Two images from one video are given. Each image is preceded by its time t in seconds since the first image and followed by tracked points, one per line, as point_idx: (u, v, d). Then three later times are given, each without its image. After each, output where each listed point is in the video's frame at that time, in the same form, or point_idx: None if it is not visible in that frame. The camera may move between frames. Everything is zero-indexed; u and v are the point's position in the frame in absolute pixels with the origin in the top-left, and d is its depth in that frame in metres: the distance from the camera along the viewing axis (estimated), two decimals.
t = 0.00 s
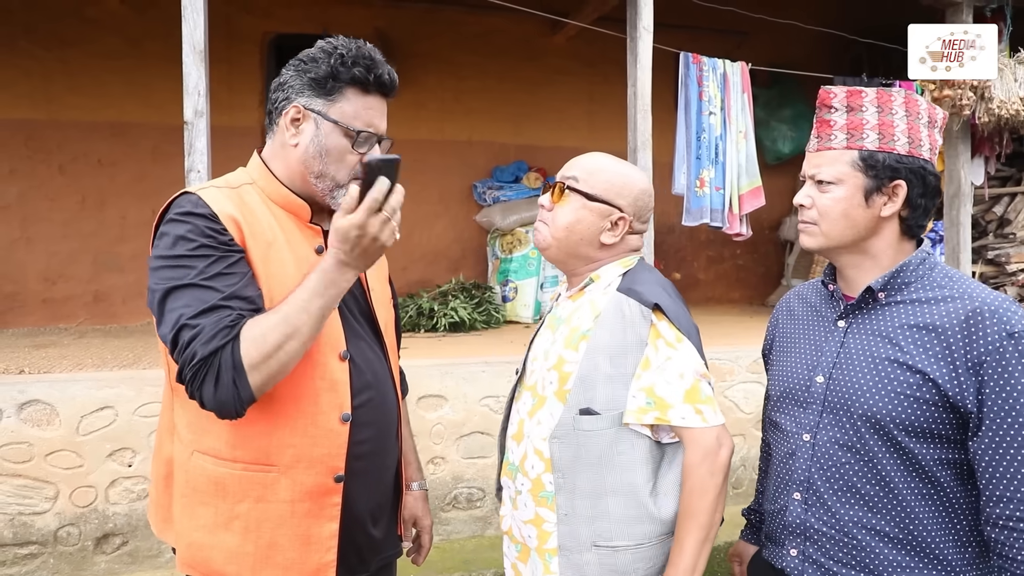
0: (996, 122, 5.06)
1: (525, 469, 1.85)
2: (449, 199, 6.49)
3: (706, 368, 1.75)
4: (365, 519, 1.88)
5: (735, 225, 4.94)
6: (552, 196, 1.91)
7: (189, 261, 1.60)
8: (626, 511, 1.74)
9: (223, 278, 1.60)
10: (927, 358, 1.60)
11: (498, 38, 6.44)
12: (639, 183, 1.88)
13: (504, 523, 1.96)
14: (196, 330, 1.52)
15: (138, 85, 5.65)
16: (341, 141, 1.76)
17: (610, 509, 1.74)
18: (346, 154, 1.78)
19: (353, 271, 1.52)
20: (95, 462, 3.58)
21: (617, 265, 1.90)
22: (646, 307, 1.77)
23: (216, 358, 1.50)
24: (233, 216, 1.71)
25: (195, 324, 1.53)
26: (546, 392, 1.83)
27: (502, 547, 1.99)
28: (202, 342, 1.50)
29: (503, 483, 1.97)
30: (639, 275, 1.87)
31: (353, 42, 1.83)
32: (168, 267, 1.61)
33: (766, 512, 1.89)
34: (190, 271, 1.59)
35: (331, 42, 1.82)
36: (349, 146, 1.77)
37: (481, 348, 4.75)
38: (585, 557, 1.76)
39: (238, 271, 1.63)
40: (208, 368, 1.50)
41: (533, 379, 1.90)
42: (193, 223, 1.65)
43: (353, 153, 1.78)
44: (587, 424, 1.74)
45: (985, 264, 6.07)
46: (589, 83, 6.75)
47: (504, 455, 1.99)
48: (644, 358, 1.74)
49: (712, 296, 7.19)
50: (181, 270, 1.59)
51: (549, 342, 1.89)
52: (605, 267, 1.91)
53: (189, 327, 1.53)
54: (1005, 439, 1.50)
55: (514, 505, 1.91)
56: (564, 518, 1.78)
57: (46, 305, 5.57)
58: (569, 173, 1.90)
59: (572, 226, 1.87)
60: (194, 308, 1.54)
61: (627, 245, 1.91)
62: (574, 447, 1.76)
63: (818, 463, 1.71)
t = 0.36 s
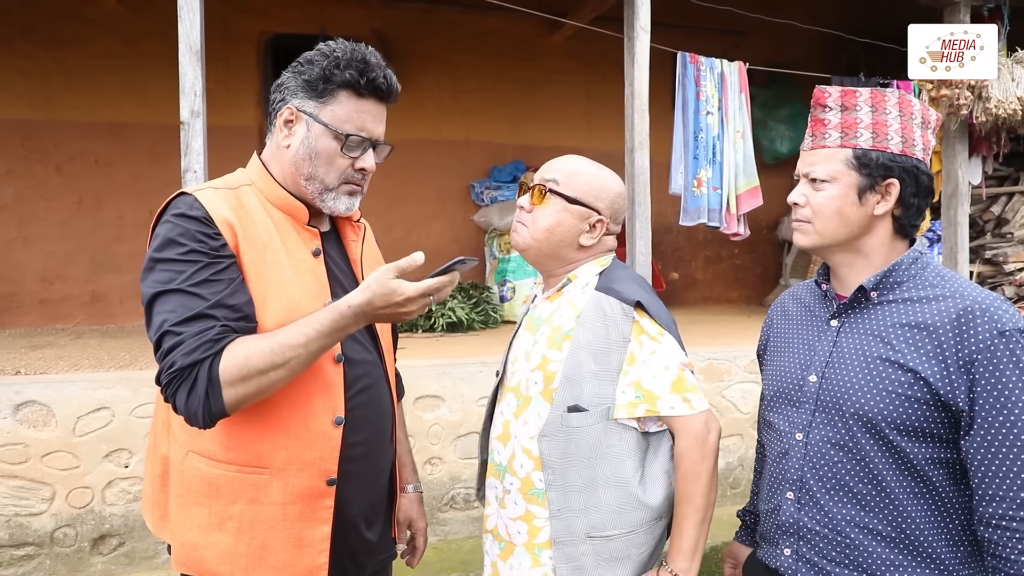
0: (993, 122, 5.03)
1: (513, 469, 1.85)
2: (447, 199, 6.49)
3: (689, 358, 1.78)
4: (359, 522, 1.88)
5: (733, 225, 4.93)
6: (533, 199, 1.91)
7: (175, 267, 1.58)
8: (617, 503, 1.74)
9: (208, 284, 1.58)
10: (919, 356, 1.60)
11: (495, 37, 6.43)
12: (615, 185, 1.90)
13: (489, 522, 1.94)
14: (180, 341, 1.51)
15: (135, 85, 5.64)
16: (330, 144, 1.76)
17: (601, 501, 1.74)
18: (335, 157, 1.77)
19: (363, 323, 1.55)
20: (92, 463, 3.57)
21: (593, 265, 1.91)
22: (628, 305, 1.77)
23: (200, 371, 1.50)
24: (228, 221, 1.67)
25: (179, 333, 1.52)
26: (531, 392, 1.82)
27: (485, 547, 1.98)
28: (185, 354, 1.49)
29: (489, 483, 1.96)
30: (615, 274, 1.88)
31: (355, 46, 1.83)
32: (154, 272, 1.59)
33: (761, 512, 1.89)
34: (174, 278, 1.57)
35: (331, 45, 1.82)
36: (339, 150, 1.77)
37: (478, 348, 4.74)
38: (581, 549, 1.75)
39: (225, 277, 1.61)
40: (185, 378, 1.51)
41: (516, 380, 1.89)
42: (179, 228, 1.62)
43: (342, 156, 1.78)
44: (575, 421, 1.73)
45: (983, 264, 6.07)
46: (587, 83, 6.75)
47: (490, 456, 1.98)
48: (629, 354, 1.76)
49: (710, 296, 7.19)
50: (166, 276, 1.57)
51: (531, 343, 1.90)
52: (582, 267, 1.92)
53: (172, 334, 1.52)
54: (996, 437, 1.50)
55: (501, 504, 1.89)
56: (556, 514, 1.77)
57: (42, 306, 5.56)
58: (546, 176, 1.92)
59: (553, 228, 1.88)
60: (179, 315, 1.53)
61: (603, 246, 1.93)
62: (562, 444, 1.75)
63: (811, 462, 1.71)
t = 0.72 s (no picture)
0: (993, 121, 5.03)
1: (507, 474, 1.83)
2: (445, 198, 6.48)
3: (691, 363, 1.77)
4: (356, 522, 1.87)
5: (731, 224, 4.91)
6: (530, 196, 1.91)
7: (175, 266, 1.56)
8: (615, 513, 1.73)
9: (209, 285, 1.56)
10: (916, 356, 1.59)
11: (493, 36, 6.42)
12: (617, 182, 1.88)
13: (485, 526, 1.94)
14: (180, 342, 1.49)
15: (132, 84, 5.63)
16: (334, 142, 1.75)
17: (600, 512, 1.73)
18: (338, 155, 1.76)
19: (366, 329, 1.53)
20: (88, 463, 3.56)
21: (596, 264, 1.90)
22: (629, 304, 1.76)
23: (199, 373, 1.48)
24: (227, 219, 1.66)
25: (179, 334, 1.50)
26: (529, 394, 1.81)
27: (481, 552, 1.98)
28: (185, 355, 1.48)
29: (482, 487, 1.95)
30: (619, 272, 1.87)
31: (354, 42, 1.81)
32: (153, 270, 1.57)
33: (759, 513, 1.88)
34: (175, 277, 1.55)
35: (330, 42, 1.81)
36: (341, 148, 1.76)
37: (476, 347, 4.73)
38: (577, 563, 1.74)
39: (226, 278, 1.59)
40: (185, 379, 1.49)
41: (514, 382, 1.88)
42: (180, 225, 1.60)
43: (345, 155, 1.77)
44: (575, 425, 1.72)
45: (982, 263, 6.07)
46: (585, 82, 6.74)
47: (483, 459, 1.97)
48: (630, 356, 1.74)
49: (708, 295, 7.18)
50: (166, 275, 1.55)
51: (530, 344, 1.89)
52: (583, 266, 1.91)
53: (171, 334, 1.50)
54: (993, 437, 1.49)
55: (497, 508, 1.88)
56: (550, 523, 1.75)
57: (39, 305, 5.55)
58: (544, 172, 1.90)
59: (549, 226, 1.87)
60: (178, 315, 1.51)
61: (605, 245, 1.92)
62: (559, 449, 1.74)
63: (809, 463, 1.70)
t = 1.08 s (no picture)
0: (993, 121, 5.04)
1: (510, 480, 1.83)
2: (444, 198, 6.47)
3: (691, 368, 1.74)
4: (360, 526, 1.87)
5: (731, 223, 4.90)
6: (530, 193, 1.90)
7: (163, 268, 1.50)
8: (615, 519, 1.72)
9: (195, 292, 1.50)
10: (916, 356, 1.58)
11: (492, 35, 6.41)
12: (618, 180, 1.87)
13: (489, 535, 1.94)
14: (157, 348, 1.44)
15: (131, 83, 5.61)
16: (357, 137, 1.75)
17: (599, 517, 1.72)
18: (361, 150, 1.76)
19: (351, 365, 1.45)
20: (85, 463, 3.55)
21: (598, 264, 1.89)
22: (629, 308, 1.75)
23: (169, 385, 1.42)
24: (228, 224, 1.60)
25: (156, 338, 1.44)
26: (530, 400, 1.82)
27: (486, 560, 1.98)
28: (158, 362, 1.42)
29: (488, 494, 1.96)
30: (621, 273, 1.86)
31: (349, 35, 1.79)
32: (141, 270, 1.53)
33: (760, 513, 1.87)
34: (161, 279, 1.49)
35: (325, 37, 1.77)
36: (363, 142, 1.76)
37: (475, 347, 4.72)
38: (577, 569, 1.73)
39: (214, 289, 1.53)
40: (154, 387, 1.43)
41: (517, 387, 1.88)
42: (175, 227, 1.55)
43: (366, 148, 1.77)
44: (573, 430, 1.71)
45: (981, 263, 6.06)
46: (585, 82, 6.73)
47: (489, 465, 1.98)
48: (629, 360, 1.73)
49: (708, 295, 7.17)
50: (151, 276, 1.50)
51: (532, 348, 1.89)
52: (585, 266, 1.90)
53: (149, 338, 1.45)
54: (994, 436, 1.48)
55: (499, 517, 1.89)
56: (552, 529, 1.75)
57: (38, 305, 5.53)
58: (546, 170, 1.90)
59: (549, 224, 1.86)
60: (158, 321, 1.45)
61: (606, 244, 1.91)
62: (558, 454, 1.73)
63: (809, 463, 1.69)
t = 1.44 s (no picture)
0: (993, 121, 5.05)
1: (506, 473, 1.81)
2: (443, 198, 6.47)
3: (687, 364, 1.75)
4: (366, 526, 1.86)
5: (731, 223, 4.90)
6: (529, 191, 1.90)
7: (153, 274, 1.45)
8: (612, 510, 1.72)
9: (183, 306, 1.46)
10: (916, 356, 1.58)
11: (492, 35, 6.40)
12: (615, 180, 1.87)
13: (486, 528, 1.92)
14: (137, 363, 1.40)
15: (130, 83, 5.61)
16: (363, 131, 1.74)
17: (597, 509, 1.72)
18: (367, 144, 1.76)
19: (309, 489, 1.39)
20: (85, 463, 3.54)
21: (593, 263, 1.89)
22: (628, 305, 1.75)
23: (141, 404, 1.37)
24: (228, 229, 1.58)
25: (138, 352, 1.40)
26: (527, 394, 1.79)
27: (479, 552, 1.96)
28: (134, 378, 1.37)
29: (482, 486, 1.93)
30: (616, 272, 1.86)
31: (345, 28, 1.76)
32: (133, 269, 1.49)
33: (760, 512, 1.87)
34: (150, 286, 1.45)
35: (322, 32, 1.74)
36: (370, 135, 1.76)
37: (475, 347, 4.72)
38: (573, 558, 1.73)
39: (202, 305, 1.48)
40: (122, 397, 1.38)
41: (512, 382, 1.87)
42: (172, 231, 1.51)
43: (372, 142, 1.77)
44: (571, 424, 1.71)
45: (981, 262, 6.06)
46: (585, 82, 6.73)
47: (484, 459, 1.95)
48: (628, 356, 1.73)
49: (708, 295, 7.17)
50: (141, 280, 1.45)
51: (528, 343, 1.88)
52: (582, 264, 1.90)
53: (129, 347, 1.41)
54: (995, 437, 1.47)
55: (496, 509, 1.86)
56: (547, 519, 1.74)
57: (37, 305, 5.53)
58: (546, 169, 1.89)
59: (547, 222, 1.85)
60: (142, 330, 1.42)
61: (602, 243, 1.90)
62: (556, 447, 1.73)
63: (809, 462, 1.69)
